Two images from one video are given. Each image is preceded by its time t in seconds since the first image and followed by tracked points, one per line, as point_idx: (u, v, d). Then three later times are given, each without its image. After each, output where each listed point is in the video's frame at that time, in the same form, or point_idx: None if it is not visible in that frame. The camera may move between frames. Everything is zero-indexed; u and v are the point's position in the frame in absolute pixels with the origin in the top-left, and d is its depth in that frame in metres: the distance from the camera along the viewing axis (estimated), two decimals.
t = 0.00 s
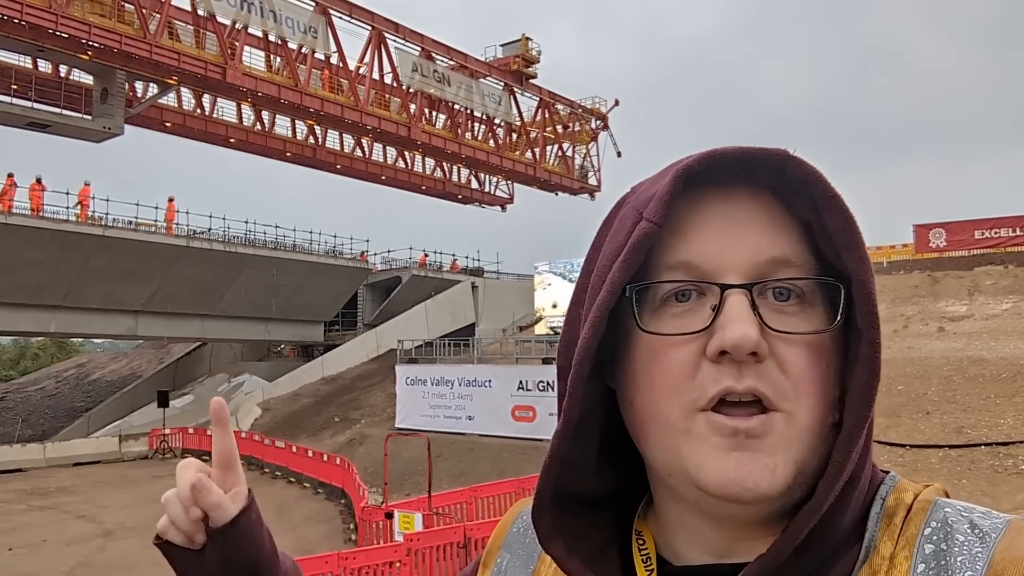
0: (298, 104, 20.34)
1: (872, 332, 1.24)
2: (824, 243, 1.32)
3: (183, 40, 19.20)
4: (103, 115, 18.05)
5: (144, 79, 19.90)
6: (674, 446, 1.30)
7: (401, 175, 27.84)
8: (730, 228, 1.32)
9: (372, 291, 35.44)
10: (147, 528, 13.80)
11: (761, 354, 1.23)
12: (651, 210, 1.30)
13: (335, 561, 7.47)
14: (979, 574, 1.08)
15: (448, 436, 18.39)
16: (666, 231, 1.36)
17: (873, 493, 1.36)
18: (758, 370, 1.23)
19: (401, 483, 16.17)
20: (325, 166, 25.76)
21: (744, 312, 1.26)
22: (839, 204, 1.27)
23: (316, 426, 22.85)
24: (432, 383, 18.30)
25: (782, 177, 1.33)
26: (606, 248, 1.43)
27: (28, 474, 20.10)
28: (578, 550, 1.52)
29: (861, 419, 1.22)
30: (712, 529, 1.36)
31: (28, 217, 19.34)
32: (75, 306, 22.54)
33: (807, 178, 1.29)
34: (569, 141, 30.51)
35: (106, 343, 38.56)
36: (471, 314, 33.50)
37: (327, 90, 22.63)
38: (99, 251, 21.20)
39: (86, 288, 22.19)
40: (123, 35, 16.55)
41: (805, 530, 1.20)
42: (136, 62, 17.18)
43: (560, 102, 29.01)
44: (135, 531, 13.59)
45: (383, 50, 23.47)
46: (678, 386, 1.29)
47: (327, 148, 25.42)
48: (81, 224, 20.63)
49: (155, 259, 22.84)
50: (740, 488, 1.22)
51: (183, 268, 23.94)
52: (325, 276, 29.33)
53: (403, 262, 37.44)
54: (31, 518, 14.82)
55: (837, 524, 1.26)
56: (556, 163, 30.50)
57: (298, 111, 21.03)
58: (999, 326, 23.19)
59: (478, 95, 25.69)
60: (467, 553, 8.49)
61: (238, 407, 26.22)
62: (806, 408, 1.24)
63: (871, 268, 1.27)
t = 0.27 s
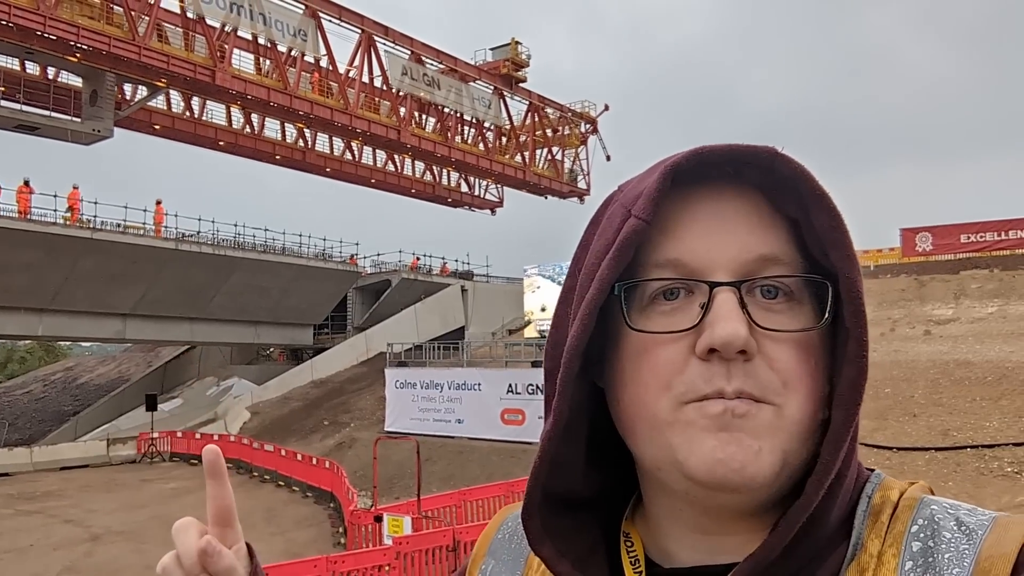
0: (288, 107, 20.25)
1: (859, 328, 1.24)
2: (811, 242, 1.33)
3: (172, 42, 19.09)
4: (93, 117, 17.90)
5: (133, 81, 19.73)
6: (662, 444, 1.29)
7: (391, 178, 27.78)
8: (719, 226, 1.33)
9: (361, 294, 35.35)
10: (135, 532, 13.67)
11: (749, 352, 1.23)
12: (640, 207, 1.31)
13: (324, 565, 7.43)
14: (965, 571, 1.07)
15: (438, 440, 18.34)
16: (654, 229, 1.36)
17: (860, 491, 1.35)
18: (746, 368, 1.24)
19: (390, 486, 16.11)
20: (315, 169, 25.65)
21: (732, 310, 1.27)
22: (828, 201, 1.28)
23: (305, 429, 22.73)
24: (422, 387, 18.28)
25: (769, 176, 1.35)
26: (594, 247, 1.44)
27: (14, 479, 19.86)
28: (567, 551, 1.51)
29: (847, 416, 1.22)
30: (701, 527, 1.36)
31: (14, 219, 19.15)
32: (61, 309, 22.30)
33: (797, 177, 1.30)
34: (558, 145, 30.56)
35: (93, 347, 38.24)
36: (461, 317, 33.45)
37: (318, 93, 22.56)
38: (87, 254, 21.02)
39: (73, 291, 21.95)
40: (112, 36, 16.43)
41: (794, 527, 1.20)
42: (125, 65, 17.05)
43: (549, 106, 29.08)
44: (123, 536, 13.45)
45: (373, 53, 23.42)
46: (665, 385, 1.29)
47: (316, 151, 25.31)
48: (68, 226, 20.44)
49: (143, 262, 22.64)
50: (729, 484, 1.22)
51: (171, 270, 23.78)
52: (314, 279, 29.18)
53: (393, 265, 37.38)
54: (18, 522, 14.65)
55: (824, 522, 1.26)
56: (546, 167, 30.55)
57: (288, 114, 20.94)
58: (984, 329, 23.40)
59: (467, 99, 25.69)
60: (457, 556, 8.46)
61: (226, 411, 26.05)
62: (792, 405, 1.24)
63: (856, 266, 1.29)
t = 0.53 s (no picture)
0: (286, 107, 20.24)
1: (849, 323, 1.25)
2: (801, 237, 1.34)
3: (170, 43, 19.07)
4: (92, 118, 17.88)
5: (131, 82, 19.71)
6: (651, 437, 1.30)
7: (389, 179, 27.77)
8: (710, 221, 1.33)
9: (358, 295, 35.35)
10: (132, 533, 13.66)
11: (739, 346, 1.24)
12: (632, 202, 1.32)
13: (321, 566, 7.42)
14: (953, 568, 1.08)
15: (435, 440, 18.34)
16: (645, 224, 1.37)
17: (850, 487, 1.36)
18: (735, 362, 1.25)
19: (387, 487, 16.10)
20: (313, 169, 25.63)
21: (723, 304, 1.27)
22: (818, 197, 1.29)
23: (302, 430, 22.72)
24: (419, 388, 18.30)
25: (761, 171, 1.35)
26: (587, 241, 1.45)
27: (11, 479, 19.84)
28: (559, 543, 1.52)
29: (837, 411, 1.23)
30: (691, 521, 1.37)
31: (11, 219, 19.11)
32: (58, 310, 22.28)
33: (787, 173, 1.30)
34: (556, 146, 30.56)
35: (91, 347, 38.20)
36: (459, 318, 33.42)
37: (316, 94, 22.54)
38: (85, 254, 20.99)
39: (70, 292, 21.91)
40: (110, 37, 16.41)
41: (782, 522, 1.21)
42: (123, 65, 17.02)
43: (547, 106, 29.10)
44: (120, 536, 13.43)
45: (371, 54, 23.41)
46: (655, 378, 1.30)
47: (314, 152, 25.30)
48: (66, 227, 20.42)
49: (140, 262, 22.59)
50: (717, 477, 1.23)
51: (168, 271, 23.75)
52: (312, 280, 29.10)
53: (391, 266, 37.38)
54: (14, 523, 14.63)
55: (813, 517, 1.26)
56: (544, 168, 30.54)
57: (286, 114, 20.92)
58: (982, 330, 23.44)
59: (466, 99, 25.67)
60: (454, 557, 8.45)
61: (223, 412, 26.03)
62: (782, 397, 1.25)
63: (848, 261, 1.29)
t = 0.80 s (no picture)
0: (270, 113, 20.14)
1: (861, 322, 1.24)
2: (811, 236, 1.32)
3: (153, 48, 18.90)
4: (75, 123, 17.69)
5: (114, 87, 19.52)
6: (659, 435, 1.29)
7: (373, 185, 27.71)
8: (717, 221, 1.32)
9: (343, 301, 35.20)
10: (114, 540, 13.44)
11: (748, 344, 1.23)
12: (638, 202, 1.30)
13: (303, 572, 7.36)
14: (969, 568, 1.06)
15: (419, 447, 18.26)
16: (652, 223, 1.36)
17: (860, 487, 1.34)
18: (744, 359, 1.23)
19: (372, 494, 15.98)
20: (296, 175, 25.50)
21: (731, 303, 1.26)
22: (827, 196, 1.27)
23: (286, 436, 22.54)
24: (404, 394, 18.23)
25: (770, 169, 1.34)
26: (595, 240, 1.44)
27: None
28: (569, 540, 1.50)
29: (849, 409, 1.21)
30: (701, 519, 1.35)
31: None
32: (40, 315, 21.98)
33: (794, 172, 1.29)
34: (540, 153, 30.64)
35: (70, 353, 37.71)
36: (443, 324, 33.43)
37: (301, 100, 22.43)
38: (66, 259, 20.73)
39: (52, 296, 21.63)
40: (93, 42, 16.25)
41: (794, 520, 1.19)
42: (106, 70, 16.84)
43: (531, 113, 29.18)
44: (101, 544, 13.21)
45: (356, 60, 23.37)
46: (664, 376, 1.28)
47: (298, 158, 25.17)
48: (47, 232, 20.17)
49: (124, 267, 22.35)
50: (728, 475, 1.21)
51: (152, 277, 23.49)
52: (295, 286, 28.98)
53: (376, 272, 37.27)
54: None
55: (825, 516, 1.25)
56: (528, 174, 30.59)
57: (270, 120, 20.80)
58: (960, 337, 23.72)
59: (451, 106, 25.67)
60: (438, 564, 8.38)
61: (206, 418, 25.78)
62: (793, 396, 1.23)
63: (858, 259, 1.28)
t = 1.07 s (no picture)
0: (256, 116, 20.08)
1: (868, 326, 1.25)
2: (820, 240, 1.34)
3: (139, 50, 18.81)
4: (61, 125, 17.56)
5: (100, 89, 19.39)
6: (672, 439, 1.30)
7: (361, 189, 27.66)
8: (730, 224, 1.33)
9: (330, 304, 35.08)
10: (98, 545, 13.30)
11: (761, 347, 1.24)
12: (650, 206, 1.32)
13: None
14: (973, 573, 1.08)
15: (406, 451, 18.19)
16: (664, 226, 1.37)
17: (864, 494, 1.35)
18: (756, 362, 1.24)
19: (358, 498, 15.88)
20: (283, 178, 25.37)
21: (742, 306, 1.27)
22: (836, 199, 1.29)
23: (273, 440, 22.40)
24: (390, 398, 18.21)
25: (780, 175, 1.35)
26: (606, 243, 1.45)
27: None
28: (574, 544, 1.51)
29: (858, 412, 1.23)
30: (703, 525, 1.35)
31: None
32: (24, 318, 21.74)
33: (804, 176, 1.31)
34: (528, 157, 30.69)
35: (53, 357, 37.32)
36: (430, 328, 33.36)
37: (288, 103, 22.37)
38: (51, 262, 20.54)
39: (36, 299, 21.41)
40: (80, 44, 16.16)
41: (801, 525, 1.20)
42: (93, 72, 16.74)
43: (519, 118, 29.24)
44: (85, 549, 13.07)
45: (343, 64, 23.32)
46: (674, 379, 1.30)
47: (285, 161, 25.08)
48: (32, 234, 19.98)
49: (110, 270, 22.18)
50: (738, 480, 1.21)
51: (137, 280, 23.30)
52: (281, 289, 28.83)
53: (363, 276, 37.17)
54: None
55: (829, 522, 1.26)
56: (515, 179, 30.64)
57: (256, 123, 20.71)
58: (943, 342, 23.94)
59: (438, 110, 25.68)
60: (425, 569, 8.25)
61: (192, 422, 25.60)
62: (802, 401, 1.25)
63: (866, 264, 1.29)
